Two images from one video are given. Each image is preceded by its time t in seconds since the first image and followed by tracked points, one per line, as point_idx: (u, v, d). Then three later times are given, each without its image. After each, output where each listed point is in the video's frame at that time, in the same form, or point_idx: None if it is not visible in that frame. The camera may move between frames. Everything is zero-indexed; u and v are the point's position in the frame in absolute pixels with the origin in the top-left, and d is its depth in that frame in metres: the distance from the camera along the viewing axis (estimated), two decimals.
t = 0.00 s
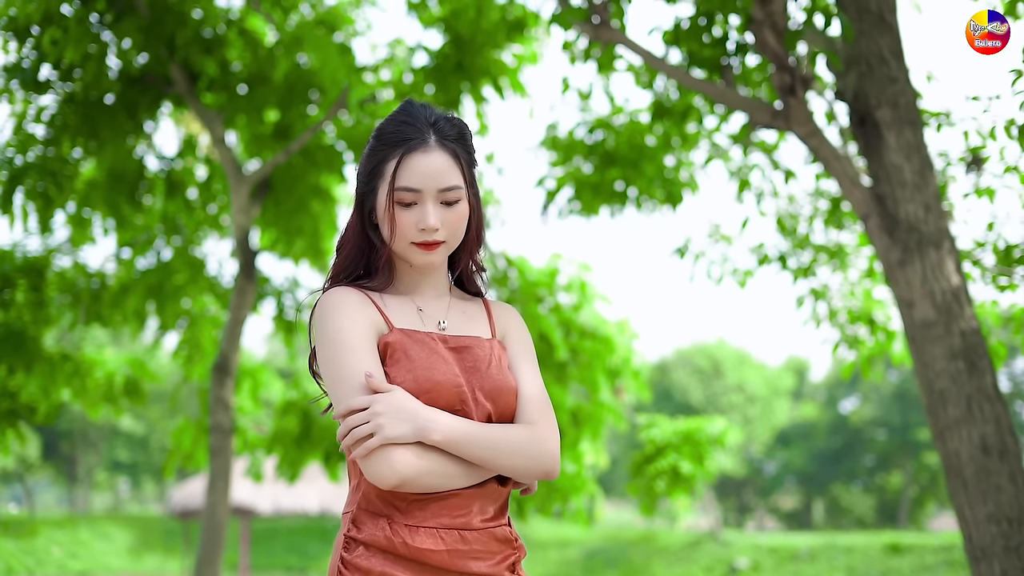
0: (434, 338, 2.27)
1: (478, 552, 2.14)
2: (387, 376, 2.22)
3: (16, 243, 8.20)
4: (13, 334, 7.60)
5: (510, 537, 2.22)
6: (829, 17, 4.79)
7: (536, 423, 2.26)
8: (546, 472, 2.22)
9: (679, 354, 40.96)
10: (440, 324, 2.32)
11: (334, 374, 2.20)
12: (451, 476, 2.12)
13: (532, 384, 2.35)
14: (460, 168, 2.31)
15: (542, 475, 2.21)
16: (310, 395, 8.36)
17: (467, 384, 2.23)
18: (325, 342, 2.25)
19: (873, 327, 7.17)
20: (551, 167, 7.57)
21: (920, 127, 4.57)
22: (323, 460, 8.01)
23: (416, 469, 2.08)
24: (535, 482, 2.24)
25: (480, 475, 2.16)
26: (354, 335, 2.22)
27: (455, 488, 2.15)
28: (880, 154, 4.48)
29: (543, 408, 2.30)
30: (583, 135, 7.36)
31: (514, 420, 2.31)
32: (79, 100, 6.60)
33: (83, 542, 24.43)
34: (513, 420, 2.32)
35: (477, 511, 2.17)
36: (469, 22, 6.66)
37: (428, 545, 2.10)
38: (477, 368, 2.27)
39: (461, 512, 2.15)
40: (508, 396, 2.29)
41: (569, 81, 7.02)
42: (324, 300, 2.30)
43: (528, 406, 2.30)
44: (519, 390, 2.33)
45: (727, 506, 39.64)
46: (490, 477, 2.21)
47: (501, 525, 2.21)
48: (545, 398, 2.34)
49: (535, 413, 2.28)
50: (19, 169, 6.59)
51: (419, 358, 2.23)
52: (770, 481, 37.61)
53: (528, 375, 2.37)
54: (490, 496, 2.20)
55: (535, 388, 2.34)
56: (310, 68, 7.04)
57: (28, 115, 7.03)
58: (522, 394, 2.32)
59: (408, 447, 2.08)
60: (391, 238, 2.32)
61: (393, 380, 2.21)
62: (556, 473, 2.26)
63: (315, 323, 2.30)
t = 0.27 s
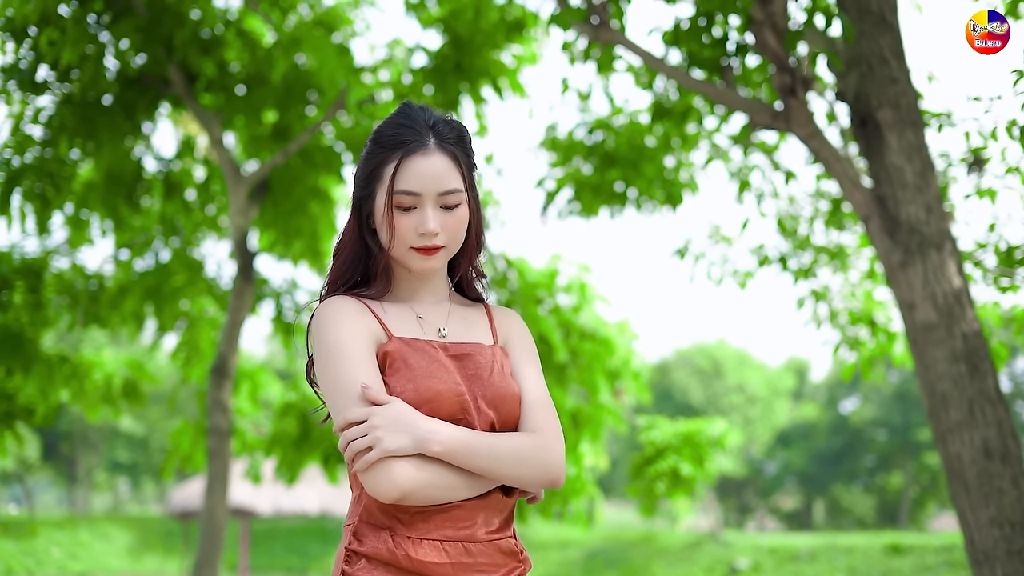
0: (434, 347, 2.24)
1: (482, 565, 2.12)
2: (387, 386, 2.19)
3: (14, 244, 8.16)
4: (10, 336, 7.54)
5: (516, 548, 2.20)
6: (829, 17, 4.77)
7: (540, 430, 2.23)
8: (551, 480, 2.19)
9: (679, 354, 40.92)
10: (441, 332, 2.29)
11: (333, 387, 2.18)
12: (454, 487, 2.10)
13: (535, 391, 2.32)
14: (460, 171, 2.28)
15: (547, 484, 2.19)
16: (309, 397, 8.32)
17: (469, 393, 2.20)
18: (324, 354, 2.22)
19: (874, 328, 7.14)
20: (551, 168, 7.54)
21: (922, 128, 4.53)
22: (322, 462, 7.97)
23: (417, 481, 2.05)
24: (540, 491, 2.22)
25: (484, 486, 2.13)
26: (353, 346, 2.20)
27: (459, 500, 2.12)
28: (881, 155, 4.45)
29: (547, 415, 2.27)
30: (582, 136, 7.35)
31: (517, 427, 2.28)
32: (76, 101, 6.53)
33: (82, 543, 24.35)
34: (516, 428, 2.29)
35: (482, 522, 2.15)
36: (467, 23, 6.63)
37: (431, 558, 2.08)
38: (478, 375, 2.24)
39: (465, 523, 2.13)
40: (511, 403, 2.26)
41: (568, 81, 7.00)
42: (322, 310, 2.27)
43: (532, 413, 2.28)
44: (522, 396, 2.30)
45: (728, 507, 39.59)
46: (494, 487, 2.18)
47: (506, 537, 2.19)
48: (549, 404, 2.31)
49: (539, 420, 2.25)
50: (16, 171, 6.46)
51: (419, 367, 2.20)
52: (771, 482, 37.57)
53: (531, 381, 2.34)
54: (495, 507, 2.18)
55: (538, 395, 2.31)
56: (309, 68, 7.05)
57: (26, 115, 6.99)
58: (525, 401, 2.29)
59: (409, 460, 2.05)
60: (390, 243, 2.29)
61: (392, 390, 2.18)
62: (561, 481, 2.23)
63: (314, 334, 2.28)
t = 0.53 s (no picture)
0: (436, 352, 2.21)
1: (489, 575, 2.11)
2: (387, 393, 2.16)
3: (11, 245, 8.13)
4: (7, 338, 7.48)
5: (522, 559, 2.19)
6: (830, 17, 4.74)
7: (545, 435, 2.21)
8: (556, 487, 2.18)
9: (679, 355, 40.89)
10: (443, 336, 2.27)
11: (332, 396, 2.14)
12: (458, 496, 2.07)
13: (539, 394, 2.30)
14: (461, 171, 2.26)
15: (553, 489, 2.17)
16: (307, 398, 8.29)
17: (473, 397, 2.18)
18: (322, 362, 2.19)
19: (875, 330, 7.11)
20: (550, 169, 7.51)
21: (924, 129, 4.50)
22: (320, 463, 7.94)
23: (420, 491, 2.02)
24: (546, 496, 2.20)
25: (489, 493, 2.12)
26: (352, 353, 2.16)
27: (464, 508, 2.11)
28: (882, 157, 4.42)
29: (552, 418, 2.25)
30: (581, 137, 7.32)
31: (522, 432, 2.26)
32: (73, 101, 6.45)
33: (81, 543, 24.27)
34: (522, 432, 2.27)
35: (488, 532, 2.14)
36: (466, 23, 6.59)
37: (436, 568, 2.07)
38: (481, 380, 2.21)
39: (471, 533, 2.12)
40: (516, 408, 2.24)
41: (567, 82, 6.98)
42: (320, 316, 2.24)
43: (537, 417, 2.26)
44: (527, 400, 2.27)
45: (728, 507, 39.55)
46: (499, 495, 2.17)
47: (512, 547, 2.18)
48: (554, 407, 2.29)
49: (544, 424, 2.23)
50: (13, 171, 6.49)
51: (421, 373, 2.17)
52: (771, 482, 37.53)
53: (535, 384, 2.32)
54: (501, 516, 2.17)
55: (542, 398, 2.29)
56: (308, 69, 7.00)
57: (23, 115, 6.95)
58: (530, 404, 2.27)
59: (411, 468, 2.02)
60: (390, 244, 2.26)
61: (392, 398, 2.15)
62: (567, 488, 2.22)
63: (312, 342, 2.24)
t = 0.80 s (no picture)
0: (441, 356, 2.18)
1: None
2: (391, 398, 2.13)
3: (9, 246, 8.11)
4: (5, 339, 7.49)
5: (530, 567, 2.16)
6: (830, 17, 4.72)
7: (554, 439, 2.18)
8: (565, 491, 2.14)
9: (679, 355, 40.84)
10: (447, 338, 2.24)
11: (335, 402, 2.12)
12: (466, 502, 2.05)
13: (547, 396, 2.27)
14: (464, 166, 2.24)
15: (562, 494, 2.14)
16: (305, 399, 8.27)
17: (479, 401, 2.15)
18: (325, 368, 2.17)
19: (875, 331, 7.08)
20: (549, 169, 7.47)
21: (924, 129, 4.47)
22: (319, 465, 7.91)
23: (426, 497, 2.00)
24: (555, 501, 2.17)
25: (496, 500, 2.09)
26: (354, 358, 2.14)
27: (471, 516, 2.08)
28: (882, 157, 4.39)
29: (560, 421, 2.22)
30: (580, 137, 7.30)
31: (530, 436, 2.23)
32: (70, 101, 6.39)
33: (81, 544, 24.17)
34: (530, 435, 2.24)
35: (496, 540, 2.11)
36: (464, 22, 6.55)
37: None
38: (487, 384, 2.19)
39: (480, 542, 2.09)
40: (523, 411, 2.21)
41: (566, 82, 6.96)
42: (321, 322, 2.22)
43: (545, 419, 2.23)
44: (534, 404, 2.25)
45: (727, 508, 39.52)
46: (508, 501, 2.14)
47: (521, 556, 2.14)
48: (562, 410, 2.26)
49: (553, 427, 2.20)
50: (10, 172, 6.46)
51: (425, 378, 2.15)
52: (771, 483, 37.49)
53: (543, 387, 2.29)
54: (509, 524, 2.14)
55: (549, 400, 2.26)
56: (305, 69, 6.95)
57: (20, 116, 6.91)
58: (537, 407, 2.24)
59: (415, 476, 2.00)
60: (391, 242, 2.23)
61: (395, 402, 2.12)
62: (576, 492, 2.18)
63: (314, 348, 2.22)
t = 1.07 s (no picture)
0: (447, 358, 2.15)
1: None
2: (397, 401, 2.10)
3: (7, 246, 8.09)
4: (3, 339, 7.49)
5: None
6: (830, 17, 4.69)
7: (562, 444, 2.16)
8: (574, 496, 2.12)
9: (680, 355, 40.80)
10: (453, 340, 2.21)
11: (340, 405, 2.10)
12: (474, 509, 2.02)
13: (555, 400, 2.25)
14: (470, 160, 2.22)
15: (570, 499, 2.12)
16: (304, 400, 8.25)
17: (487, 405, 2.12)
18: (329, 371, 2.14)
19: (875, 332, 7.06)
20: (549, 169, 7.44)
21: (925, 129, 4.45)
22: (318, 466, 7.89)
23: (434, 504, 1.98)
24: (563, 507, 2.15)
25: (505, 505, 2.06)
26: (359, 360, 2.12)
27: (478, 523, 2.06)
28: (882, 157, 4.37)
29: (568, 425, 2.20)
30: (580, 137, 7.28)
31: (537, 440, 2.21)
32: (68, 101, 6.35)
33: (81, 544, 24.03)
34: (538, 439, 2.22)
35: (504, 548, 2.09)
36: (463, 22, 6.53)
37: None
38: (495, 387, 2.16)
39: (488, 549, 2.07)
40: (531, 414, 2.19)
41: (566, 82, 6.94)
42: (325, 323, 2.19)
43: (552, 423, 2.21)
44: (542, 407, 2.22)
45: (728, 508, 39.48)
46: (516, 508, 2.13)
47: (529, 563, 2.13)
48: (570, 413, 2.24)
49: (561, 432, 2.18)
50: (8, 172, 6.44)
51: (432, 380, 2.11)
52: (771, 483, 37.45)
53: (550, 391, 2.27)
54: (516, 532, 2.12)
55: (557, 404, 2.24)
56: (304, 68, 6.92)
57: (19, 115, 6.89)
58: (546, 410, 2.22)
59: (423, 482, 1.97)
60: (397, 238, 2.21)
61: (400, 406, 2.10)
62: (585, 497, 2.16)
63: (317, 349, 2.20)
